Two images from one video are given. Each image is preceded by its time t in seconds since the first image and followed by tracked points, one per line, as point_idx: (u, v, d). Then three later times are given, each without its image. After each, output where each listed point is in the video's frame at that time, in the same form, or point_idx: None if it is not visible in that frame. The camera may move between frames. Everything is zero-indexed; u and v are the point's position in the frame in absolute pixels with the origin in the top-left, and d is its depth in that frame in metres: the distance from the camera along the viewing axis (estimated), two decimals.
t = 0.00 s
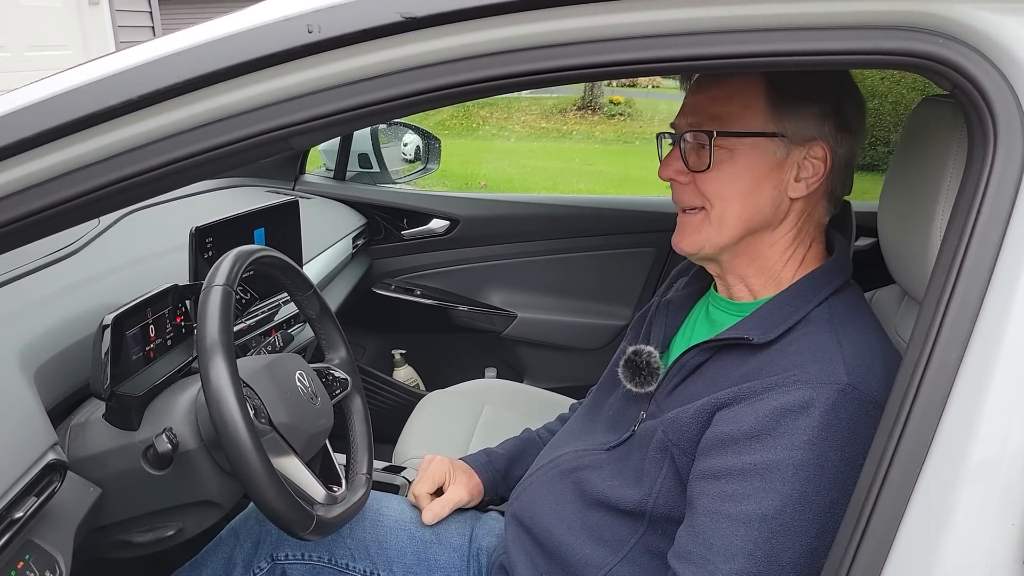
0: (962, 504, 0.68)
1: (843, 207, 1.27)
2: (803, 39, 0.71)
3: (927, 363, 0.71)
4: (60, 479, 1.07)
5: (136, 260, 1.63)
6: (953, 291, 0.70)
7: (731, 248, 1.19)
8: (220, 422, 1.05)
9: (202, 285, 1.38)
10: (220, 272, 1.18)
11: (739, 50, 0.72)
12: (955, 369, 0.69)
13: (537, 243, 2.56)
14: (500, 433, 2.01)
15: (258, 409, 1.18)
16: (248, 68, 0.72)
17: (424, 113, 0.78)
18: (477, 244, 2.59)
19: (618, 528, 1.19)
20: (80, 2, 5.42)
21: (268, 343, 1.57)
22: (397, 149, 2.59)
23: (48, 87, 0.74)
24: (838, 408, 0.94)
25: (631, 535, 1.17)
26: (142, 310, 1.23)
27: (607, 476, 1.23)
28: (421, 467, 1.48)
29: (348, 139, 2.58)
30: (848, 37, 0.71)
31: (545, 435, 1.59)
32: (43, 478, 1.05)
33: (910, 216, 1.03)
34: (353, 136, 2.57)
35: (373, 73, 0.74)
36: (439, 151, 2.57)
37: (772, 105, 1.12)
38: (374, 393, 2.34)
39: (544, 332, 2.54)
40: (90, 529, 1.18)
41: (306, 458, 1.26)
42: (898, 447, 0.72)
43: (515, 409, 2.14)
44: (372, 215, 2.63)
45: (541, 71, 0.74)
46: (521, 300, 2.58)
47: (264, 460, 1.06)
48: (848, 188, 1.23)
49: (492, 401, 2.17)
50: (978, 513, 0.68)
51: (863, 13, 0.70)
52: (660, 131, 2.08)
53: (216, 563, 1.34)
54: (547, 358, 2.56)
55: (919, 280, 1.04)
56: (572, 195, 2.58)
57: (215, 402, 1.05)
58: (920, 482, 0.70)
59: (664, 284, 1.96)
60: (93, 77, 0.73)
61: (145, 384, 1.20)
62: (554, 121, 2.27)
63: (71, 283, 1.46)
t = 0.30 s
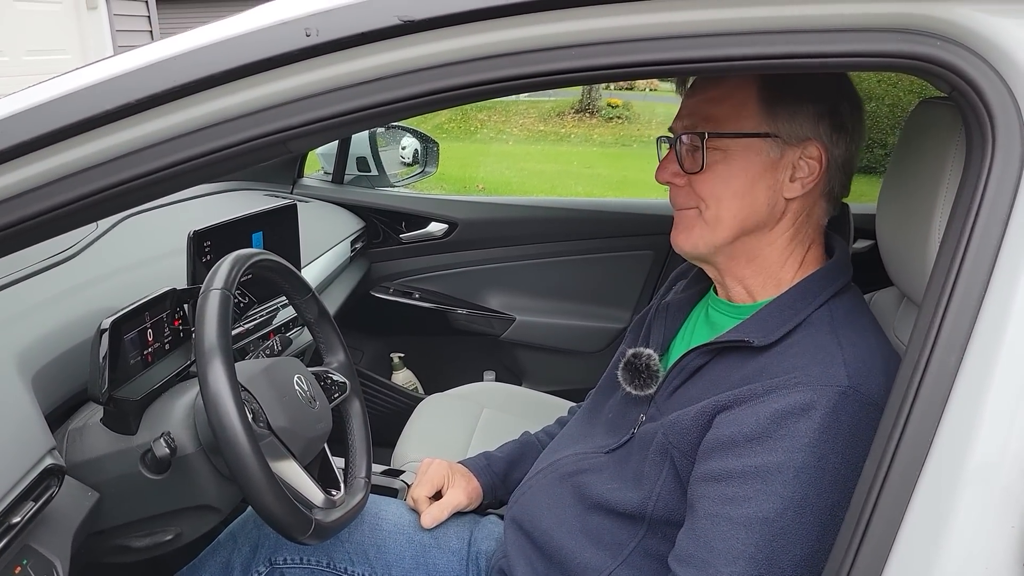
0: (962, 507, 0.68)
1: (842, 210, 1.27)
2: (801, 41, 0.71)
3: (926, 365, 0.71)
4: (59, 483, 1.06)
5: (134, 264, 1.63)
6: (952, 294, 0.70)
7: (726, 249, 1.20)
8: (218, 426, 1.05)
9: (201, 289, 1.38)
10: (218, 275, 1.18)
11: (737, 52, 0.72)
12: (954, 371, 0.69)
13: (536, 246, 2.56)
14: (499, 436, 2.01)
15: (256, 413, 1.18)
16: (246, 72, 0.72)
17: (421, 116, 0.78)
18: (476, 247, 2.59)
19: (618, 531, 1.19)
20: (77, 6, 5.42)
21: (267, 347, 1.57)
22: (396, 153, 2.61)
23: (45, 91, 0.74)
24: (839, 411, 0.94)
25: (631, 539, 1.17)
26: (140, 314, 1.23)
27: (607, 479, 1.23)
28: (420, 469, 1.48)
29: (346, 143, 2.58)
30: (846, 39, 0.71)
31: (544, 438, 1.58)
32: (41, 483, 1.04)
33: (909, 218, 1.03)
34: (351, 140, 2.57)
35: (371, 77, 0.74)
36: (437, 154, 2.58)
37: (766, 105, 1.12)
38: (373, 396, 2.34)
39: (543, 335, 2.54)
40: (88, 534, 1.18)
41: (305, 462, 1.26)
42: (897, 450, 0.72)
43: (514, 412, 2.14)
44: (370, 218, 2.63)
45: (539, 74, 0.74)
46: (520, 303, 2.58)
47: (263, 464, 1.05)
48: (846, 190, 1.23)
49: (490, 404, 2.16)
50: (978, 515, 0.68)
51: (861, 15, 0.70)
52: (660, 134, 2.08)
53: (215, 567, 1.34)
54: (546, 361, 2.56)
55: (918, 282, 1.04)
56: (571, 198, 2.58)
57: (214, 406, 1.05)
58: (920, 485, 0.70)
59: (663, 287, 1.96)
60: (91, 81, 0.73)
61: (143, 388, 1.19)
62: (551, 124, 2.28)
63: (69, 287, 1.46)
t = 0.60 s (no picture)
0: (960, 502, 0.68)
1: (837, 206, 1.28)
2: (796, 36, 0.71)
3: (924, 360, 0.71)
4: (53, 483, 1.06)
5: (128, 264, 1.62)
6: (949, 289, 0.70)
7: (721, 247, 1.20)
8: (213, 424, 1.04)
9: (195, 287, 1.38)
10: (212, 273, 1.17)
11: (734, 47, 0.71)
12: (952, 366, 0.69)
13: (531, 245, 2.56)
14: (495, 435, 2.01)
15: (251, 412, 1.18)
16: (240, 67, 0.71)
17: (417, 112, 0.78)
18: (471, 246, 2.58)
19: (616, 530, 1.18)
20: (71, 5, 5.40)
21: (262, 346, 1.57)
22: (390, 151, 2.58)
23: (37, 87, 0.73)
24: (836, 408, 0.94)
25: (629, 538, 1.16)
26: (133, 313, 1.22)
27: (605, 478, 1.23)
28: (416, 467, 1.47)
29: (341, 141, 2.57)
30: (842, 34, 0.71)
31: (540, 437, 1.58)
32: (35, 483, 1.04)
33: (906, 214, 1.03)
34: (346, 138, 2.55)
35: (365, 72, 0.73)
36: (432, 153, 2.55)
37: (755, 102, 1.11)
38: (369, 395, 2.33)
39: (539, 334, 2.54)
40: (83, 534, 1.17)
41: (301, 460, 1.25)
42: (895, 446, 0.71)
43: (509, 411, 2.14)
44: (366, 216, 2.63)
45: (536, 69, 0.74)
46: (516, 302, 2.57)
47: (258, 463, 1.05)
48: (838, 183, 1.22)
49: (485, 403, 2.16)
50: (976, 510, 0.68)
51: (856, 10, 0.70)
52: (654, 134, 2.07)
53: (210, 567, 1.33)
54: (542, 359, 2.55)
55: (914, 278, 1.04)
56: (566, 196, 2.58)
57: (208, 404, 1.04)
58: (917, 480, 0.70)
59: (659, 285, 1.96)
60: (84, 77, 0.72)
61: (138, 386, 1.19)
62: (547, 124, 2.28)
63: (62, 286, 1.45)
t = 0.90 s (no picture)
0: (957, 505, 0.68)
1: (833, 210, 1.28)
2: (792, 43, 0.71)
3: (920, 366, 0.71)
4: (51, 491, 1.06)
5: (126, 269, 1.63)
6: (944, 293, 0.71)
7: (718, 252, 1.20)
8: (212, 429, 1.04)
9: (192, 293, 1.38)
10: (209, 278, 1.17)
11: (730, 54, 0.72)
12: (948, 370, 0.70)
13: (529, 248, 2.56)
14: (492, 440, 2.01)
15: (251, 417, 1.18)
16: (240, 75, 0.72)
17: (415, 119, 0.78)
18: (469, 249, 2.59)
19: (615, 534, 1.19)
20: (68, 9, 5.40)
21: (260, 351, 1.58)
22: (388, 155, 2.59)
23: (37, 95, 0.74)
24: (832, 413, 0.95)
25: (628, 542, 1.17)
26: (132, 318, 1.22)
27: (603, 483, 1.23)
28: (415, 470, 1.48)
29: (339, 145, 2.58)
30: (838, 41, 0.71)
31: (538, 441, 1.58)
32: (33, 489, 1.04)
33: (901, 219, 1.03)
34: (344, 142, 2.57)
35: (365, 80, 0.73)
36: (430, 156, 2.55)
37: (753, 107, 1.12)
38: (367, 399, 2.33)
39: (537, 337, 2.55)
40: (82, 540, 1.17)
41: (300, 465, 1.26)
42: (891, 450, 0.72)
43: (507, 414, 2.14)
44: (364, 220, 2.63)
45: (534, 76, 0.74)
46: (514, 305, 2.58)
47: (257, 467, 1.05)
48: (834, 188, 1.23)
49: (483, 406, 2.16)
50: (972, 515, 0.68)
51: (851, 17, 0.71)
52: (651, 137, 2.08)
53: (209, 572, 1.33)
54: (540, 362, 2.56)
55: (910, 282, 1.05)
56: (564, 199, 2.58)
57: (208, 409, 1.05)
58: (914, 485, 0.70)
59: (656, 288, 1.96)
60: (84, 84, 0.73)
61: (136, 392, 1.19)
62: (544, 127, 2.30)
63: (61, 292, 1.45)
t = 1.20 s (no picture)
0: (956, 502, 0.69)
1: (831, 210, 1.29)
2: (790, 41, 0.72)
3: (919, 363, 0.71)
4: (50, 491, 1.06)
5: (124, 269, 1.63)
6: (943, 291, 0.71)
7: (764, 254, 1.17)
8: (210, 428, 1.04)
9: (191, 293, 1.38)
10: (208, 279, 1.17)
11: (728, 53, 0.72)
12: (947, 368, 0.70)
13: (526, 248, 2.56)
14: (491, 440, 2.01)
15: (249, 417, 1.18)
16: (238, 74, 0.72)
17: (413, 118, 0.78)
18: (467, 249, 2.58)
19: (617, 532, 1.19)
20: (65, 9, 5.39)
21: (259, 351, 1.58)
22: (386, 155, 2.60)
23: (35, 95, 0.74)
24: (838, 410, 0.95)
25: (629, 539, 1.17)
26: (131, 318, 1.22)
27: (603, 480, 1.23)
28: (414, 469, 1.48)
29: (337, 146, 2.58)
30: (836, 40, 0.71)
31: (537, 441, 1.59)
32: (32, 489, 1.03)
33: (900, 218, 1.04)
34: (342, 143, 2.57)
35: (362, 79, 0.74)
36: (427, 156, 2.57)
37: (825, 114, 1.11)
38: (365, 399, 2.33)
39: (535, 337, 2.55)
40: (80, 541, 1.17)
41: (299, 465, 1.26)
42: (890, 449, 0.72)
43: (506, 415, 2.14)
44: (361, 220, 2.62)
45: (532, 75, 0.74)
46: (512, 305, 2.58)
47: (257, 467, 1.05)
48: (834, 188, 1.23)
49: (482, 407, 2.16)
50: (972, 512, 0.68)
51: (849, 15, 0.71)
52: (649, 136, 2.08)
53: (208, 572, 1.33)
54: (538, 362, 2.56)
55: (909, 281, 1.05)
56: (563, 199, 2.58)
57: (207, 409, 1.05)
58: (913, 482, 0.70)
59: (654, 287, 1.97)
60: (83, 84, 0.73)
61: (134, 392, 1.19)
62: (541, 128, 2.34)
63: (59, 292, 1.45)
